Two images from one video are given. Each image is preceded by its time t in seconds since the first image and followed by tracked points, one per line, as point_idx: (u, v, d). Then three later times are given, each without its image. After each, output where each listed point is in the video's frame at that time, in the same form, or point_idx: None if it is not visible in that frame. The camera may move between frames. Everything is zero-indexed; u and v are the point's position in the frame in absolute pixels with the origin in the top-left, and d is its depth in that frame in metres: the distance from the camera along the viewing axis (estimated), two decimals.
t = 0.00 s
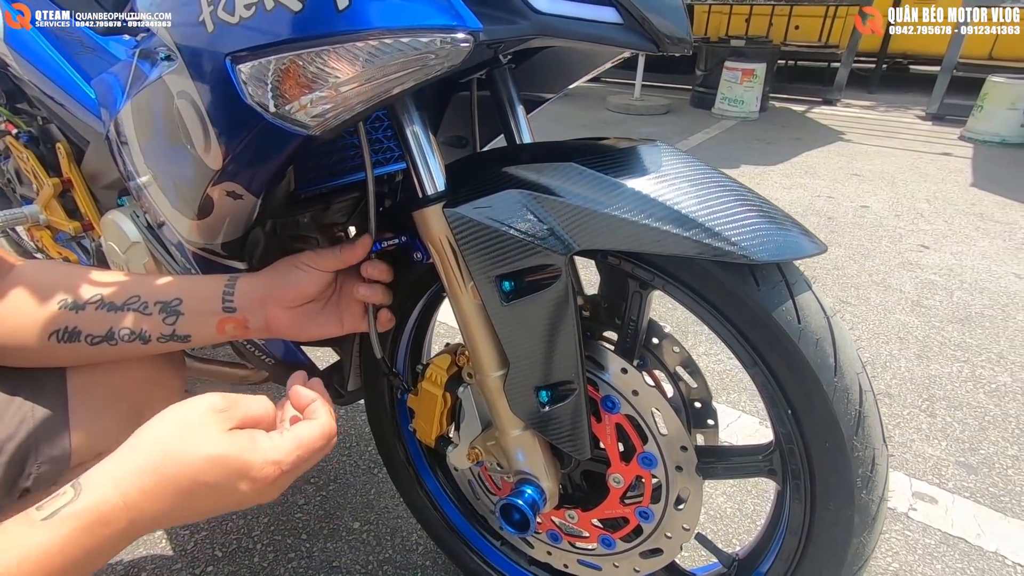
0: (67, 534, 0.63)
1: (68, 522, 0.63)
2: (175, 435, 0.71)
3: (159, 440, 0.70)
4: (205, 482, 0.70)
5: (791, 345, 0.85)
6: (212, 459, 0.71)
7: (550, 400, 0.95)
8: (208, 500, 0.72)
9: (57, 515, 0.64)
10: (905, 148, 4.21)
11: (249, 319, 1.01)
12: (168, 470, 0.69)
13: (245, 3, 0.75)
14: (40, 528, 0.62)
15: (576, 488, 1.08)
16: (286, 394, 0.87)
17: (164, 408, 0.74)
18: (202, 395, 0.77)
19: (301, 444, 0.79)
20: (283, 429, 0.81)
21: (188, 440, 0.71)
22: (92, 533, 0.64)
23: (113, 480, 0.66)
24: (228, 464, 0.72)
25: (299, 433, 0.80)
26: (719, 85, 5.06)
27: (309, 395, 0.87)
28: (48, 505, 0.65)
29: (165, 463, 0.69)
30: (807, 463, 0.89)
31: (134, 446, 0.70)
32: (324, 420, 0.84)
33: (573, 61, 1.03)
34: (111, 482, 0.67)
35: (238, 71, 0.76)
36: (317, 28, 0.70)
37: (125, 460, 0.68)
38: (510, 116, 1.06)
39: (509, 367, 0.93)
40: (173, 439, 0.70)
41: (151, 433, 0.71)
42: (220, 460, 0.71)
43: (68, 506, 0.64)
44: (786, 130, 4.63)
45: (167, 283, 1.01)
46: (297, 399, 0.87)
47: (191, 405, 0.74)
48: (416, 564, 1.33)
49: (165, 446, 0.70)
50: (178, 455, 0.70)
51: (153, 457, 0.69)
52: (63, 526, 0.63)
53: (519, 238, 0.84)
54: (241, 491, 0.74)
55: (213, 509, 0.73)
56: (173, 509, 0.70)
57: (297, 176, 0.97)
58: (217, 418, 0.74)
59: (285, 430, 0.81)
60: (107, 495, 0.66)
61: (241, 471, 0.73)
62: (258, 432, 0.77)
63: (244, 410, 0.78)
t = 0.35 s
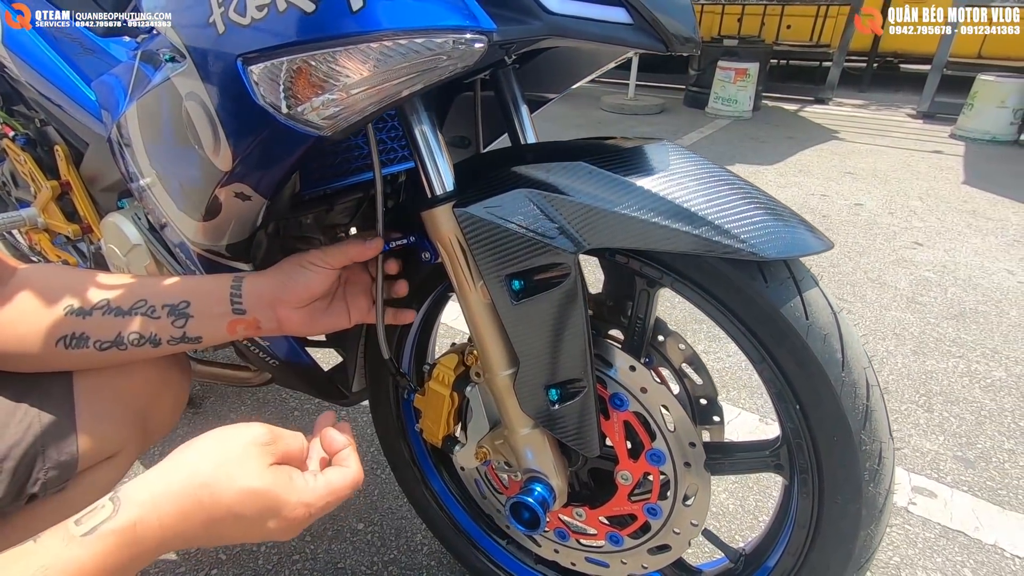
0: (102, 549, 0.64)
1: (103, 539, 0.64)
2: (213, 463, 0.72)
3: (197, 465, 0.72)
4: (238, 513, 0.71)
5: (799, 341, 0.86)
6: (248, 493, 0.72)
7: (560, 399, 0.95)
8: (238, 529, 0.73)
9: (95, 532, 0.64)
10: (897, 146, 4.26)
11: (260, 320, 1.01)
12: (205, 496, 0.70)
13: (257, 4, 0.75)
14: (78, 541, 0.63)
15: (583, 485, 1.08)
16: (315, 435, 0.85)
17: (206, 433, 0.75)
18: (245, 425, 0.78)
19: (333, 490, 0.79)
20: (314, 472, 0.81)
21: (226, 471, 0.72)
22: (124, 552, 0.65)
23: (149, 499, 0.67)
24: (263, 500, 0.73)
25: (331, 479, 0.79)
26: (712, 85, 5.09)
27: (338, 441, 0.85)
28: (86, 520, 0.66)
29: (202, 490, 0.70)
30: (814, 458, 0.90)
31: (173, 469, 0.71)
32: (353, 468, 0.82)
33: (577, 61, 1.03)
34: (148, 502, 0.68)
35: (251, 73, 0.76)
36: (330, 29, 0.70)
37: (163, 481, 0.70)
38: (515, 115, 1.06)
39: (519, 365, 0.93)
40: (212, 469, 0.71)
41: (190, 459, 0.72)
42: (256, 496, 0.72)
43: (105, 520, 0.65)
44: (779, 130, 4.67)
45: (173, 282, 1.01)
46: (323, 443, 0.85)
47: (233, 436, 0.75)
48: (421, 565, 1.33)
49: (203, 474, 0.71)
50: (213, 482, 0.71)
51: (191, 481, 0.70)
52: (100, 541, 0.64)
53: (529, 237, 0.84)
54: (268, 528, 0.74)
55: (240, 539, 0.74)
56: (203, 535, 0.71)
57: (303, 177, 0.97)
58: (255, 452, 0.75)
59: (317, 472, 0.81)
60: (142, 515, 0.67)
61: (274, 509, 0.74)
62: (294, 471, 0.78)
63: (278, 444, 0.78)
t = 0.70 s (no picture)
0: (107, 549, 0.64)
1: (107, 537, 0.65)
2: (216, 460, 0.72)
3: (200, 462, 0.72)
4: (242, 509, 0.72)
5: (801, 337, 0.87)
6: (252, 489, 0.72)
7: (564, 397, 0.95)
8: (242, 525, 0.73)
9: (100, 530, 0.65)
10: (890, 145, 4.29)
11: (263, 315, 1.02)
12: (208, 494, 0.70)
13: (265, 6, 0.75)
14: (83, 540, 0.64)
15: (587, 483, 1.09)
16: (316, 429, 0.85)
17: (208, 431, 0.75)
18: (248, 421, 0.78)
19: (336, 484, 0.79)
20: (317, 466, 0.82)
21: (229, 468, 0.72)
22: (129, 550, 0.66)
23: (152, 498, 0.68)
24: (267, 496, 0.73)
25: (334, 473, 0.79)
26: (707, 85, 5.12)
27: (338, 434, 0.85)
28: (91, 519, 0.67)
29: (205, 487, 0.70)
30: (817, 453, 0.91)
31: (177, 467, 0.71)
32: (356, 462, 0.82)
33: (578, 61, 1.03)
34: (151, 500, 0.68)
35: (260, 76, 0.76)
36: (341, 31, 0.70)
37: (167, 480, 0.70)
38: (516, 116, 1.06)
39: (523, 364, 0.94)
40: (215, 466, 0.72)
41: (194, 456, 0.73)
42: (260, 492, 0.73)
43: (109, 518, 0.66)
44: (774, 129, 4.70)
45: (175, 280, 1.02)
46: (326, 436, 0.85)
47: (236, 433, 0.75)
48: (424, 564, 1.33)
49: (206, 471, 0.71)
50: (217, 479, 0.71)
51: (194, 478, 0.71)
52: (105, 540, 0.65)
53: (533, 236, 0.85)
54: (273, 523, 0.75)
55: (245, 535, 0.74)
56: (208, 532, 0.71)
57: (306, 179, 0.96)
58: (258, 448, 0.75)
59: (319, 466, 0.81)
60: (145, 513, 0.68)
61: (278, 505, 0.74)
62: (297, 466, 0.78)
63: (281, 440, 0.79)
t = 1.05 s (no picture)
0: (94, 533, 0.67)
1: (94, 523, 0.68)
2: (199, 440, 0.74)
3: (183, 442, 0.74)
4: (230, 482, 0.73)
5: (802, 337, 0.88)
6: (239, 464, 0.73)
7: (568, 396, 0.96)
8: (233, 499, 0.75)
9: (85, 516, 0.68)
10: (889, 143, 4.30)
11: (269, 317, 1.04)
12: (192, 473, 0.72)
13: (273, 14, 0.76)
14: (68, 527, 0.67)
15: (591, 482, 1.10)
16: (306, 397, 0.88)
17: (189, 411, 0.76)
18: (230, 397, 0.79)
19: (327, 449, 0.80)
20: (307, 433, 0.83)
21: (212, 446, 0.74)
22: (117, 532, 0.68)
23: (133, 482, 0.70)
24: (254, 467, 0.74)
25: (325, 439, 0.81)
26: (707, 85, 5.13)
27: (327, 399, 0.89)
28: (77, 505, 0.69)
29: (190, 464, 0.72)
30: (817, 450, 0.92)
31: (160, 448, 0.73)
32: (345, 425, 0.84)
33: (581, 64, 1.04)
34: (135, 483, 0.70)
35: (270, 82, 0.77)
36: (347, 39, 0.71)
37: (151, 462, 0.72)
38: (519, 119, 1.07)
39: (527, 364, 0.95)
40: (198, 445, 0.73)
41: (177, 437, 0.74)
42: (246, 466, 0.74)
43: (93, 506, 0.69)
44: (774, 128, 4.71)
45: (185, 281, 1.02)
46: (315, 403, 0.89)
47: (218, 410, 0.76)
48: (429, 563, 1.35)
49: (188, 450, 0.73)
50: (201, 455, 0.73)
51: (178, 456, 0.72)
52: (91, 526, 0.67)
53: (537, 238, 0.86)
54: (267, 493, 0.76)
55: (240, 507, 0.76)
56: (200, 507, 0.73)
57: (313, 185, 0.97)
58: (241, 423, 0.76)
59: (309, 434, 0.83)
60: (130, 495, 0.70)
61: (268, 476, 0.75)
62: (285, 436, 0.79)
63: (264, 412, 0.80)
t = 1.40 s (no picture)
0: (161, 553, 0.69)
1: (165, 544, 0.69)
2: (264, 480, 0.76)
3: (248, 480, 0.76)
4: (287, 524, 0.75)
5: (804, 335, 0.89)
6: (295, 510, 0.75)
7: (572, 395, 0.97)
8: (282, 542, 0.76)
9: (158, 536, 0.70)
10: (891, 142, 4.31)
11: (275, 316, 1.05)
12: (254, 513, 0.74)
13: (282, 17, 0.77)
14: (141, 545, 0.68)
15: (594, 479, 1.11)
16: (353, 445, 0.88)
17: (258, 449, 0.79)
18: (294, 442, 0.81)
19: (372, 512, 0.81)
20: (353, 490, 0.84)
21: (276, 487, 0.76)
22: (180, 559, 0.70)
23: (205, 509, 0.72)
24: (310, 514, 0.76)
25: (370, 501, 0.82)
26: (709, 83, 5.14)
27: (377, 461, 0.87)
28: (150, 524, 0.71)
29: (254, 503, 0.74)
30: (819, 447, 0.93)
31: (230, 483, 0.75)
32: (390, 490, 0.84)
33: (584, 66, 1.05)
34: (205, 511, 0.72)
35: (279, 85, 0.79)
36: (356, 42, 0.72)
37: (221, 493, 0.74)
38: (522, 119, 1.07)
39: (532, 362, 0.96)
40: (263, 484, 0.76)
41: (243, 474, 0.77)
42: (301, 513, 0.75)
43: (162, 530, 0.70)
44: (775, 127, 4.72)
45: (194, 283, 1.04)
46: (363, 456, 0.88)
47: (283, 455, 0.79)
48: (433, 560, 1.36)
49: (254, 489, 0.75)
50: (265, 494, 0.75)
51: (244, 495, 0.74)
52: (161, 546, 0.69)
53: (542, 238, 0.87)
54: (310, 543, 0.77)
55: (284, 551, 0.77)
56: (252, 546, 0.75)
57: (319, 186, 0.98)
58: (304, 467, 0.79)
59: (356, 492, 0.83)
60: (198, 525, 0.71)
61: (316, 526, 0.77)
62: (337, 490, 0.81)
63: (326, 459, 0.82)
